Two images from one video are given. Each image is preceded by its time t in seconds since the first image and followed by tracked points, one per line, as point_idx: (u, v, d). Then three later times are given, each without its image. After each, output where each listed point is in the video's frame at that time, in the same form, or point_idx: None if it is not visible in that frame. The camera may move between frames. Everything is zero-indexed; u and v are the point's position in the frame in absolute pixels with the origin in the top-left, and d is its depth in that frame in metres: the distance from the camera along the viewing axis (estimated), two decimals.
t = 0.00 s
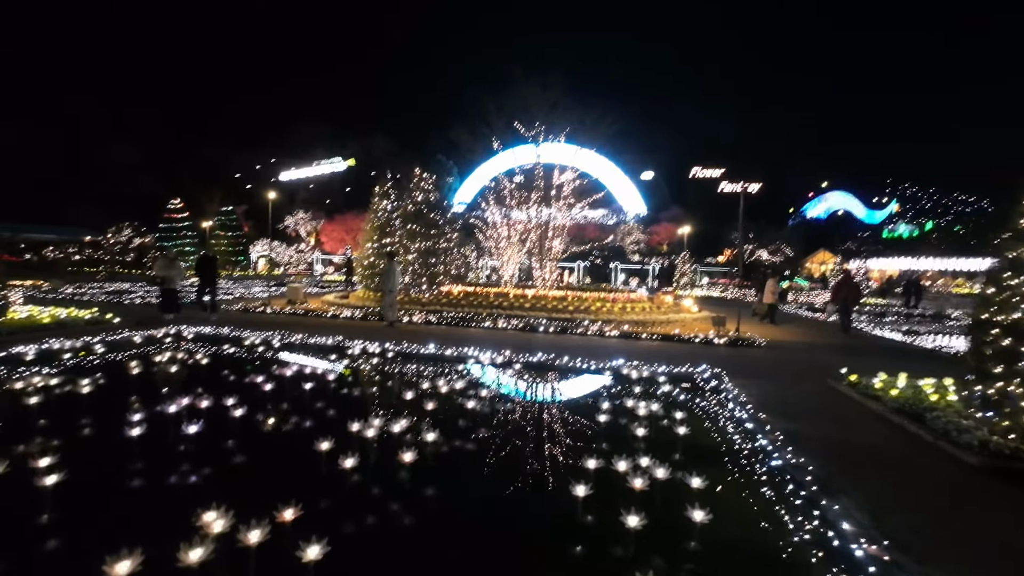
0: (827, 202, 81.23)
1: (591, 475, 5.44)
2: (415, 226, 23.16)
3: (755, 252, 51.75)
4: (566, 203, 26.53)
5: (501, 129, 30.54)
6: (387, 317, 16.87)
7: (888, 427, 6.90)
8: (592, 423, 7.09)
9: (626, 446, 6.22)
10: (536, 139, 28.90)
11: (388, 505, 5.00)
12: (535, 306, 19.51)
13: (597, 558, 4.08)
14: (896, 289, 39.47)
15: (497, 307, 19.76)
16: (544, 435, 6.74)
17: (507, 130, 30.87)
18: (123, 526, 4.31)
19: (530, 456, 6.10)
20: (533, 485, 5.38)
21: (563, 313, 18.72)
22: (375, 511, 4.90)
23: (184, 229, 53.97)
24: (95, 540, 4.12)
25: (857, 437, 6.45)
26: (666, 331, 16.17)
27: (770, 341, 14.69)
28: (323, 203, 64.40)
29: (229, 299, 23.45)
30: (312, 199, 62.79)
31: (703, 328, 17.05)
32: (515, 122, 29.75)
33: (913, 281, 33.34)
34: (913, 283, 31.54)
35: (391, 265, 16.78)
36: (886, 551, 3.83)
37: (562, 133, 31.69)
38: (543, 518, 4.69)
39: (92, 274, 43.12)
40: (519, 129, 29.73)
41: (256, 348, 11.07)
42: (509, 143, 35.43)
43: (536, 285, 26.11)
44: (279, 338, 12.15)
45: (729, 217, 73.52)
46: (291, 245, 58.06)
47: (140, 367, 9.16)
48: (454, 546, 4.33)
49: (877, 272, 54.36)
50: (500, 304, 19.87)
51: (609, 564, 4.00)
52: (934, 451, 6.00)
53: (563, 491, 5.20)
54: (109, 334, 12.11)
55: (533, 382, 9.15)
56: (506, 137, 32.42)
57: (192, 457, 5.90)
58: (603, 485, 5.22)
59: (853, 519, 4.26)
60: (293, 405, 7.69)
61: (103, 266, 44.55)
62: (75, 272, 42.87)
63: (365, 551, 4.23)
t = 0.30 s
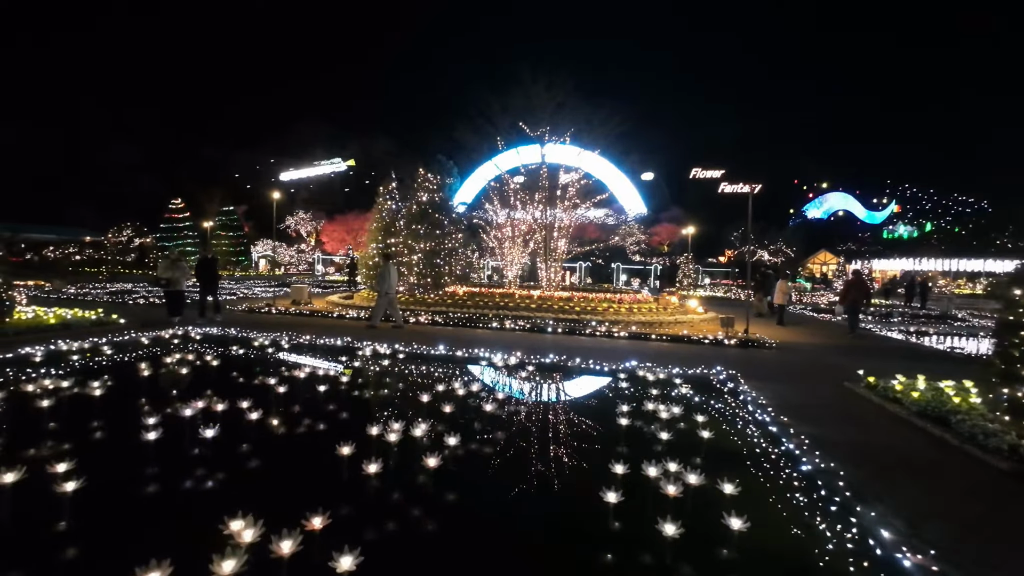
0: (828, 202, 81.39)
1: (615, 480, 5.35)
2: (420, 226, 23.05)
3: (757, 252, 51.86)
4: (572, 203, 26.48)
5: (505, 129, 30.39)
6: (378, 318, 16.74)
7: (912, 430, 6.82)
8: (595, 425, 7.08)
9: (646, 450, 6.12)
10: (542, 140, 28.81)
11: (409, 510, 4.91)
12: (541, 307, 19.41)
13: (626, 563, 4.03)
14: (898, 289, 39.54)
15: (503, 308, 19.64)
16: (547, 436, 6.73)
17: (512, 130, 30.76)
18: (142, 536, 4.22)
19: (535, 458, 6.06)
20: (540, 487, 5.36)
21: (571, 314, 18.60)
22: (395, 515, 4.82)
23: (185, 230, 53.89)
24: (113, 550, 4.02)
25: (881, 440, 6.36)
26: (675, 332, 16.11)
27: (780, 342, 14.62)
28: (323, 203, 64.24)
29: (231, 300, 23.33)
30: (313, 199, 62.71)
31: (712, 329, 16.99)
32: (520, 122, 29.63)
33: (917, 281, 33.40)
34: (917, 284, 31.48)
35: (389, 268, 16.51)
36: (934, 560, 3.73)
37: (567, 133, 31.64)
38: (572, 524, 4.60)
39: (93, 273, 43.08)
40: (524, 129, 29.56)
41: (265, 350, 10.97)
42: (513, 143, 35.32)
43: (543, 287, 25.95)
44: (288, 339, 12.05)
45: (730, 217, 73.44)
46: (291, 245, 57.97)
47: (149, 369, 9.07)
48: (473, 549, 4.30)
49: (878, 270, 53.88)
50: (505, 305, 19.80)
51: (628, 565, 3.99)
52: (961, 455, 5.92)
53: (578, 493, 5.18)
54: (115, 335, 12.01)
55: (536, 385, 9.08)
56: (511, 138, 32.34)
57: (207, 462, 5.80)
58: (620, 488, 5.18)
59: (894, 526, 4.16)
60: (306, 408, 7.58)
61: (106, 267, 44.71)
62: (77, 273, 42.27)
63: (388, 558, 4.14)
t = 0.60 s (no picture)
0: (828, 203, 81.55)
1: (642, 484, 5.30)
2: (426, 227, 23.04)
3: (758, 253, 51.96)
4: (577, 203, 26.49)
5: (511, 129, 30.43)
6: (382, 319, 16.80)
7: (935, 432, 6.78)
8: (602, 427, 7.10)
9: (666, 453, 6.10)
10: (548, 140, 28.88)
11: (434, 514, 4.87)
12: (549, 307, 19.39)
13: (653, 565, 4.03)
14: (901, 290, 39.66)
15: (511, 309, 19.63)
16: (554, 436, 6.75)
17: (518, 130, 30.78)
18: (169, 541, 4.17)
19: (542, 457, 6.11)
20: (546, 488, 5.39)
21: (578, 315, 18.59)
22: (420, 519, 4.78)
23: (187, 230, 53.88)
24: (142, 555, 3.97)
25: (905, 442, 6.33)
26: (684, 333, 16.09)
27: (790, 344, 14.61)
28: (325, 203, 64.26)
29: (236, 300, 23.29)
30: (315, 200, 62.73)
31: (720, 330, 16.97)
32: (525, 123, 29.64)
33: (921, 281, 33.51)
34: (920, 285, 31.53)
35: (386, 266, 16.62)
36: (978, 567, 3.68)
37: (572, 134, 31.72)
38: (604, 529, 4.55)
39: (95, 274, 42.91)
40: (530, 129, 29.54)
41: (277, 351, 10.97)
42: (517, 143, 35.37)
43: (549, 287, 25.88)
44: (299, 340, 12.03)
45: (732, 217, 73.49)
46: (293, 245, 57.93)
47: (162, 370, 9.04)
48: (496, 552, 4.28)
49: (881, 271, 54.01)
50: (512, 305, 19.78)
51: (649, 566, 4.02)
52: (987, 457, 5.88)
53: (592, 495, 5.20)
54: (126, 336, 11.99)
55: (541, 385, 9.06)
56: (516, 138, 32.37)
57: (227, 465, 5.76)
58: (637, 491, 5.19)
59: (931, 531, 4.13)
60: (323, 411, 7.55)
61: (110, 266, 43.82)
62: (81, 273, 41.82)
63: (418, 564, 4.08)
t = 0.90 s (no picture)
0: (829, 203, 81.54)
1: (667, 485, 5.23)
2: (431, 227, 22.97)
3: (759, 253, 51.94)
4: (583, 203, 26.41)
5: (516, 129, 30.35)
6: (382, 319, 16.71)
7: (959, 433, 6.69)
8: (608, 427, 7.07)
9: (687, 455, 6.01)
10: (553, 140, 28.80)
11: (457, 517, 4.78)
12: (555, 307, 19.29)
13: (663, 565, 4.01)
14: (904, 290, 39.61)
15: (517, 309, 19.53)
16: (559, 436, 6.70)
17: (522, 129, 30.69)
18: (191, 546, 4.08)
19: (551, 457, 6.06)
20: (551, 488, 5.34)
21: (585, 315, 18.52)
22: (442, 522, 4.69)
23: (189, 230, 53.87)
24: (165, 562, 3.88)
25: (930, 443, 6.23)
26: (692, 333, 16.02)
27: (800, 344, 14.53)
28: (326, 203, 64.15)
29: (240, 300, 23.24)
30: (316, 200, 62.69)
31: (728, 330, 16.92)
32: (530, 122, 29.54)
33: (924, 281, 33.47)
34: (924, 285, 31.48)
35: (385, 267, 16.59)
36: None
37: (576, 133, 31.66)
38: (634, 532, 4.46)
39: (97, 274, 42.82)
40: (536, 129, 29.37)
41: (288, 351, 10.90)
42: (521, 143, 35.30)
43: (554, 288, 25.77)
44: (308, 340, 11.95)
45: (733, 216, 73.23)
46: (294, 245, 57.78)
47: (174, 371, 8.96)
48: (525, 556, 4.19)
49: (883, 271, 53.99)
50: (519, 305, 19.69)
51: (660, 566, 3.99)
52: (1015, 459, 5.80)
53: (605, 497, 5.13)
54: (134, 336, 11.92)
55: (546, 386, 9.01)
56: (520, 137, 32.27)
57: (245, 467, 5.67)
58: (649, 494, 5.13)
59: (972, 535, 4.04)
60: (339, 412, 7.47)
61: (112, 267, 44.07)
62: (82, 274, 42.01)
63: (444, 568, 3.99)
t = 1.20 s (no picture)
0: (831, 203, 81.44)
1: (700, 490, 5.13)
2: (437, 227, 22.87)
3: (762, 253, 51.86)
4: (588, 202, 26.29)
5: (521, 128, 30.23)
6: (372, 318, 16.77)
7: (988, 435, 6.57)
8: (614, 428, 7.02)
9: (712, 459, 5.90)
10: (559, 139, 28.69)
11: (483, 523, 4.64)
12: (563, 308, 19.20)
13: (666, 565, 4.03)
14: (907, 290, 39.57)
15: (524, 309, 19.43)
16: (565, 438, 6.64)
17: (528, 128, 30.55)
18: (214, 554, 3.96)
19: (570, 459, 5.97)
20: (557, 488, 5.28)
21: (593, 315, 18.44)
22: (469, 528, 4.56)
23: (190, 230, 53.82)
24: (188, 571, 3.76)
25: (962, 443, 6.09)
26: (701, 333, 15.93)
27: (812, 344, 14.42)
28: (328, 203, 64.03)
29: (245, 300, 23.12)
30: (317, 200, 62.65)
31: (738, 331, 16.83)
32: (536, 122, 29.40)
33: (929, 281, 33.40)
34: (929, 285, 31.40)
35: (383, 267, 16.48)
36: None
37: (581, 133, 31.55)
38: (671, 538, 4.36)
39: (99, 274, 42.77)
40: (541, 128, 29.27)
41: (299, 352, 10.80)
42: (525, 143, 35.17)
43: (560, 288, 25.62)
44: (318, 341, 11.84)
45: (735, 216, 73.14)
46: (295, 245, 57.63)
47: (187, 373, 8.84)
48: (557, 563, 4.07)
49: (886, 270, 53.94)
50: (526, 305, 19.54)
51: (664, 566, 4.01)
52: None
53: (621, 499, 5.07)
54: (142, 337, 11.80)
55: (554, 387, 8.93)
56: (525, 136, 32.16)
57: (263, 471, 5.54)
58: (663, 497, 5.08)
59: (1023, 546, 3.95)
60: (356, 414, 7.34)
61: (115, 267, 44.05)
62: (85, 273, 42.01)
63: None
